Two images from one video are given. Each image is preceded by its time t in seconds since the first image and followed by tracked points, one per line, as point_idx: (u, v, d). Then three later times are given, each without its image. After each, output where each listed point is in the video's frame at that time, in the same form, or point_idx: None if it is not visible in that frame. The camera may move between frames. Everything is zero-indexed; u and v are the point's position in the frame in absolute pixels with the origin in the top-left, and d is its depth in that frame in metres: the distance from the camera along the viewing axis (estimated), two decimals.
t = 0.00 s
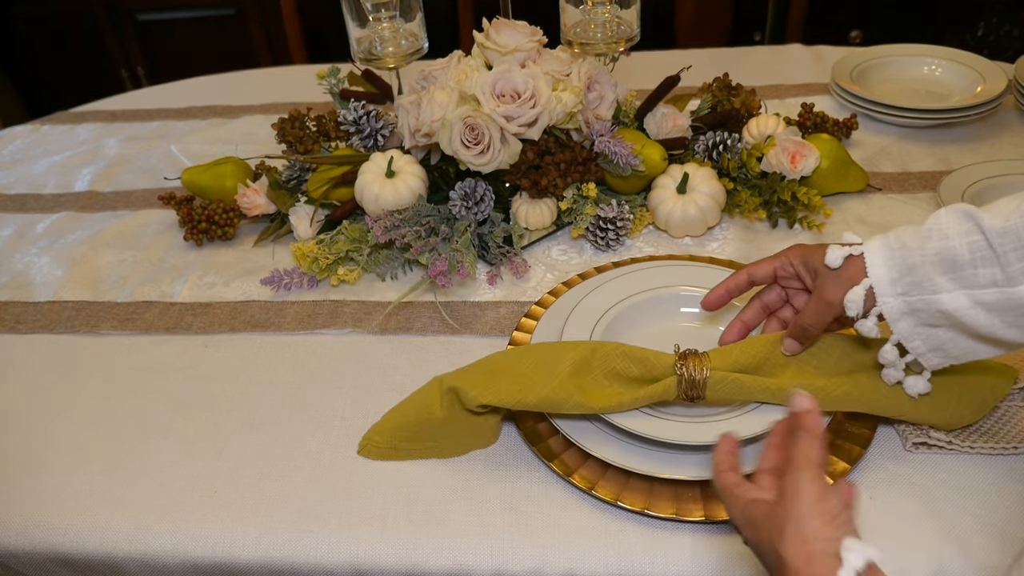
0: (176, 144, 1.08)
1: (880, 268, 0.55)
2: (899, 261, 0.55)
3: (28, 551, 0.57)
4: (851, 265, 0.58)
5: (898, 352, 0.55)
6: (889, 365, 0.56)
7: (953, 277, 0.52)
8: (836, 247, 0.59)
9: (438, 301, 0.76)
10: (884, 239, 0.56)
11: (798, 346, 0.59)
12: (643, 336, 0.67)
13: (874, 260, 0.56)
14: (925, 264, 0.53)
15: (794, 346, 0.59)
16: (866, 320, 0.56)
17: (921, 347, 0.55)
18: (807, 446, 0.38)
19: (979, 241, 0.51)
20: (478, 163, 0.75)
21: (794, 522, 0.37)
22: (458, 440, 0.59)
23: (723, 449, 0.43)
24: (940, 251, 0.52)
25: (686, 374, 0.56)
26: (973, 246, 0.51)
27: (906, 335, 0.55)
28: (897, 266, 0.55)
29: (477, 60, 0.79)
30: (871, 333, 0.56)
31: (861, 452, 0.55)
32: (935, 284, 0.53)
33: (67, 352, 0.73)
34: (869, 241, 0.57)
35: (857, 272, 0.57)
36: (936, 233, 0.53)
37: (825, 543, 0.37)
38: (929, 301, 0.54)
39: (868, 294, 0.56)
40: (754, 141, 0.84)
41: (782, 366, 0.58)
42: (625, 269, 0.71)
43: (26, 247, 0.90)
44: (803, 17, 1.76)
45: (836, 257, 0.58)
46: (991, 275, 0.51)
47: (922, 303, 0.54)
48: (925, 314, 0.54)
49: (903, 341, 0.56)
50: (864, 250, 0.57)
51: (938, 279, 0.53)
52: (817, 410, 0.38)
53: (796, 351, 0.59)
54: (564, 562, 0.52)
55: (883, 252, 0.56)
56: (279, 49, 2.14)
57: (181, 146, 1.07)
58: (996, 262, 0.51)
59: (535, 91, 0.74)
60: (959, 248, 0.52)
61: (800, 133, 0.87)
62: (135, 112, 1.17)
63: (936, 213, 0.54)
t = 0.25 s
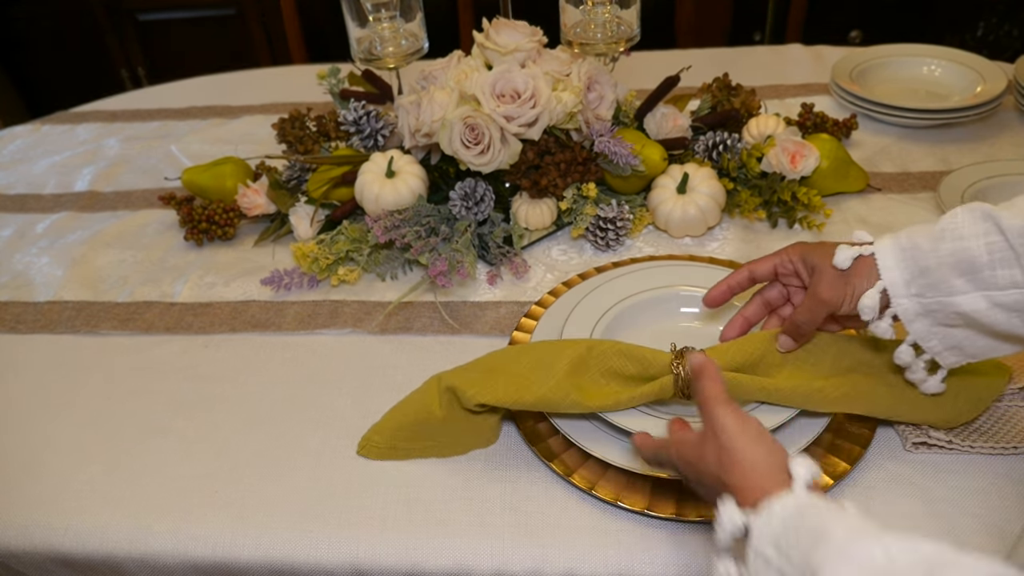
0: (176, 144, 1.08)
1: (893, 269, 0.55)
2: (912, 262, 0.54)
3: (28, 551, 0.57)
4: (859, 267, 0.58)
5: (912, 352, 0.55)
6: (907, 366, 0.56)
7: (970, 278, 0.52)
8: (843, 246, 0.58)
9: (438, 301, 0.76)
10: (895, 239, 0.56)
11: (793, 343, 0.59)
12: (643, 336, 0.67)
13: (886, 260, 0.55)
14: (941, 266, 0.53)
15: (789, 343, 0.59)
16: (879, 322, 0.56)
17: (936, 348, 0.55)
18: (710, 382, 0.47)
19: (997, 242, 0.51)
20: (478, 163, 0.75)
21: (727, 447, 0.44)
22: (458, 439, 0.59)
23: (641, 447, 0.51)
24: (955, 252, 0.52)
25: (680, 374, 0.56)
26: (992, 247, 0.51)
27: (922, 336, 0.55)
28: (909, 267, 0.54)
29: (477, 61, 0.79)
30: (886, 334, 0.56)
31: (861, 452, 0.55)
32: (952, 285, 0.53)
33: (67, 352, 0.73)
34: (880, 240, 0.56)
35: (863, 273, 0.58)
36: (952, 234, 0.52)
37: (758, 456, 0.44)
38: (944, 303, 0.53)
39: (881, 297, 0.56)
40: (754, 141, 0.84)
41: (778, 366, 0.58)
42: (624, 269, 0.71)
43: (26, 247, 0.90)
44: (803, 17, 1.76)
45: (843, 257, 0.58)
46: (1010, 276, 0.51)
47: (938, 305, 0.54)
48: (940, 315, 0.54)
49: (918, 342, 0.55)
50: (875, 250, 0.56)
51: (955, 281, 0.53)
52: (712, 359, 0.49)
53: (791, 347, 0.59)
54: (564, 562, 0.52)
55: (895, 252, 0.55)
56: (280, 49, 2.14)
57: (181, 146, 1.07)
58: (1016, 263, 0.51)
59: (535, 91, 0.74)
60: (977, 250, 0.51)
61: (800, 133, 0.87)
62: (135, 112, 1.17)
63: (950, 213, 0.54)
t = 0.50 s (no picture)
0: (176, 144, 1.08)
1: (915, 253, 0.54)
2: (934, 246, 0.53)
3: (28, 551, 0.57)
4: (877, 251, 0.56)
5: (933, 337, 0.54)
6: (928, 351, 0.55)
7: (994, 263, 0.51)
8: (861, 229, 0.57)
9: (438, 301, 0.76)
10: (915, 221, 0.54)
11: (794, 327, 0.57)
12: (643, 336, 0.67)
13: (906, 245, 0.54)
14: (964, 251, 0.52)
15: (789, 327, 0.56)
16: (902, 308, 0.55)
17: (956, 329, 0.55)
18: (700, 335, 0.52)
19: None
20: (478, 163, 0.75)
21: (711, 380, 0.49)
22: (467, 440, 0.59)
23: (646, 413, 0.55)
24: (982, 237, 0.51)
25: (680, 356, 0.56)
26: (1018, 232, 0.49)
27: (943, 318, 0.55)
28: (931, 252, 0.53)
29: (477, 61, 0.79)
30: (907, 319, 0.56)
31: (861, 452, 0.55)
32: (975, 271, 0.52)
33: (67, 352, 0.73)
34: (902, 219, 0.55)
35: (878, 258, 0.56)
36: (977, 217, 0.51)
37: (740, 386, 0.48)
38: (968, 288, 0.53)
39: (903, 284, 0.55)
40: (754, 141, 0.84)
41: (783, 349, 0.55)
42: (624, 269, 0.71)
43: (26, 247, 0.90)
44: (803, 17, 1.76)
45: (863, 240, 0.56)
46: None
47: (961, 289, 0.53)
48: (963, 298, 0.54)
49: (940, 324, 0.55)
50: (897, 232, 0.55)
51: (978, 266, 0.52)
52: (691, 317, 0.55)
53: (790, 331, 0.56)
54: (564, 562, 0.52)
55: (915, 236, 0.54)
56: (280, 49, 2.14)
57: (181, 146, 1.07)
58: None
59: (535, 91, 0.74)
60: (1003, 234, 0.50)
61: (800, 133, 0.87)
62: (135, 112, 1.17)
63: (976, 191, 0.52)
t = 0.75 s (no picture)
0: (176, 144, 1.08)
1: (944, 222, 0.54)
2: (964, 215, 0.53)
3: (28, 551, 0.57)
4: (907, 216, 0.55)
5: (951, 309, 0.56)
6: (944, 323, 0.57)
7: None
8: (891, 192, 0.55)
9: (438, 301, 0.76)
10: (947, 188, 0.54)
11: (812, 295, 0.53)
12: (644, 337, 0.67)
13: (936, 212, 0.54)
14: (995, 222, 0.52)
15: (808, 294, 0.53)
16: (926, 277, 0.55)
17: (975, 303, 0.56)
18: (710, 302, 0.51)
19: None
20: (478, 163, 0.75)
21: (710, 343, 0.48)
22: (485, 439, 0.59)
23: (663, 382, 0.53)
24: (1014, 207, 0.51)
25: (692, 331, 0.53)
26: None
27: (962, 290, 0.56)
28: (962, 221, 0.53)
29: (477, 61, 0.79)
30: (929, 289, 0.56)
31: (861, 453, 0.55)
32: (1004, 242, 0.52)
33: (68, 352, 0.73)
34: (930, 186, 0.55)
35: (909, 223, 0.55)
36: (1011, 188, 0.51)
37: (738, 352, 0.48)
38: (993, 260, 0.53)
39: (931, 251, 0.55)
40: (754, 141, 0.83)
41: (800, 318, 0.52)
42: (624, 269, 0.71)
43: (26, 247, 0.90)
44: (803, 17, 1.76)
45: (895, 204, 0.55)
46: None
47: (987, 261, 0.54)
48: (987, 270, 0.54)
49: (958, 296, 0.56)
50: (927, 199, 0.54)
51: (1008, 238, 0.52)
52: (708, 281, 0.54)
53: (807, 299, 0.53)
54: (564, 562, 0.52)
55: (947, 203, 0.54)
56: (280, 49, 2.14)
57: (181, 145, 1.07)
58: None
59: (535, 91, 0.74)
60: None
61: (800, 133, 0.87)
62: (135, 112, 1.17)
63: (1009, 164, 0.52)
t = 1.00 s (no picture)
0: (176, 144, 1.08)
1: (982, 218, 0.52)
2: (1002, 211, 0.51)
3: (28, 551, 0.57)
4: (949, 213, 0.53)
5: (982, 305, 0.55)
6: (973, 317, 0.56)
7: None
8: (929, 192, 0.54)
9: (438, 301, 0.76)
10: (985, 183, 0.52)
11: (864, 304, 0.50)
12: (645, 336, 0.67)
13: (972, 209, 0.52)
14: None
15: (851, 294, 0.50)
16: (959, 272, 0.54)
17: (1004, 300, 0.54)
18: (719, 266, 0.49)
19: None
20: (478, 163, 0.75)
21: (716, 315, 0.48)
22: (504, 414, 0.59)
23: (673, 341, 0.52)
24: None
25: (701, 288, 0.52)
26: None
27: (994, 287, 0.54)
28: (999, 216, 0.51)
29: (477, 60, 0.79)
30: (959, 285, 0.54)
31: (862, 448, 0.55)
32: None
33: (68, 352, 0.73)
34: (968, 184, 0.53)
35: (953, 223, 0.53)
36: None
37: (747, 322, 0.47)
38: None
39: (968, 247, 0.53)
40: (754, 141, 0.83)
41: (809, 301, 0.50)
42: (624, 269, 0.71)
43: (26, 247, 0.90)
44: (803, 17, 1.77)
45: (934, 204, 0.53)
46: None
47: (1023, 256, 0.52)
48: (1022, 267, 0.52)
49: (989, 293, 0.54)
50: (965, 196, 0.52)
51: None
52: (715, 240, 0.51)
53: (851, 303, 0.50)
54: (564, 562, 0.52)
55: (985, 199, 0.52)
56: (279, 49, 2.14)
57: (181, 145, 1.07)
58: None
59: (535, 91, 0.74)
60: None
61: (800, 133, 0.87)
62: (135, 112, 1.17)
63: None
